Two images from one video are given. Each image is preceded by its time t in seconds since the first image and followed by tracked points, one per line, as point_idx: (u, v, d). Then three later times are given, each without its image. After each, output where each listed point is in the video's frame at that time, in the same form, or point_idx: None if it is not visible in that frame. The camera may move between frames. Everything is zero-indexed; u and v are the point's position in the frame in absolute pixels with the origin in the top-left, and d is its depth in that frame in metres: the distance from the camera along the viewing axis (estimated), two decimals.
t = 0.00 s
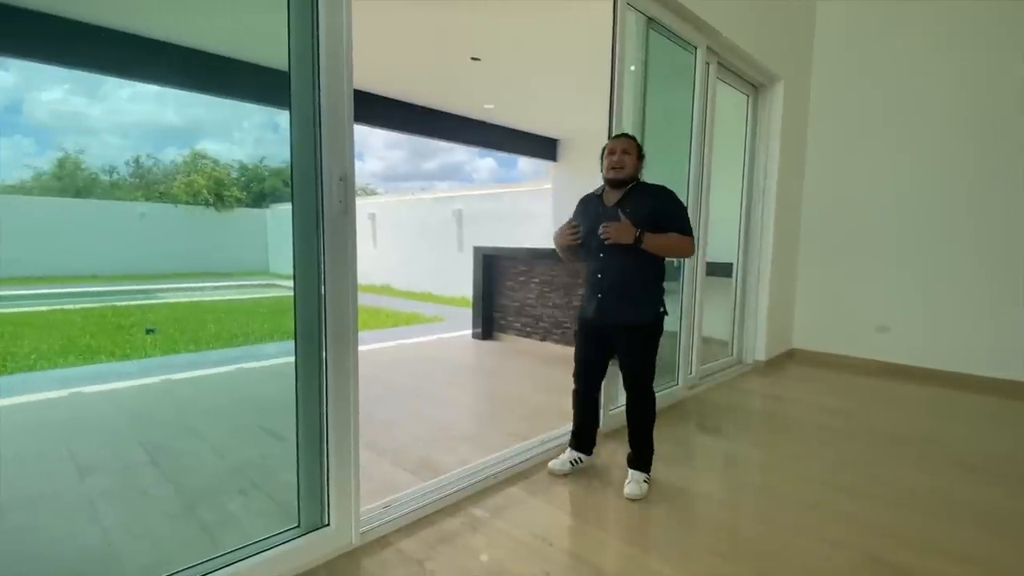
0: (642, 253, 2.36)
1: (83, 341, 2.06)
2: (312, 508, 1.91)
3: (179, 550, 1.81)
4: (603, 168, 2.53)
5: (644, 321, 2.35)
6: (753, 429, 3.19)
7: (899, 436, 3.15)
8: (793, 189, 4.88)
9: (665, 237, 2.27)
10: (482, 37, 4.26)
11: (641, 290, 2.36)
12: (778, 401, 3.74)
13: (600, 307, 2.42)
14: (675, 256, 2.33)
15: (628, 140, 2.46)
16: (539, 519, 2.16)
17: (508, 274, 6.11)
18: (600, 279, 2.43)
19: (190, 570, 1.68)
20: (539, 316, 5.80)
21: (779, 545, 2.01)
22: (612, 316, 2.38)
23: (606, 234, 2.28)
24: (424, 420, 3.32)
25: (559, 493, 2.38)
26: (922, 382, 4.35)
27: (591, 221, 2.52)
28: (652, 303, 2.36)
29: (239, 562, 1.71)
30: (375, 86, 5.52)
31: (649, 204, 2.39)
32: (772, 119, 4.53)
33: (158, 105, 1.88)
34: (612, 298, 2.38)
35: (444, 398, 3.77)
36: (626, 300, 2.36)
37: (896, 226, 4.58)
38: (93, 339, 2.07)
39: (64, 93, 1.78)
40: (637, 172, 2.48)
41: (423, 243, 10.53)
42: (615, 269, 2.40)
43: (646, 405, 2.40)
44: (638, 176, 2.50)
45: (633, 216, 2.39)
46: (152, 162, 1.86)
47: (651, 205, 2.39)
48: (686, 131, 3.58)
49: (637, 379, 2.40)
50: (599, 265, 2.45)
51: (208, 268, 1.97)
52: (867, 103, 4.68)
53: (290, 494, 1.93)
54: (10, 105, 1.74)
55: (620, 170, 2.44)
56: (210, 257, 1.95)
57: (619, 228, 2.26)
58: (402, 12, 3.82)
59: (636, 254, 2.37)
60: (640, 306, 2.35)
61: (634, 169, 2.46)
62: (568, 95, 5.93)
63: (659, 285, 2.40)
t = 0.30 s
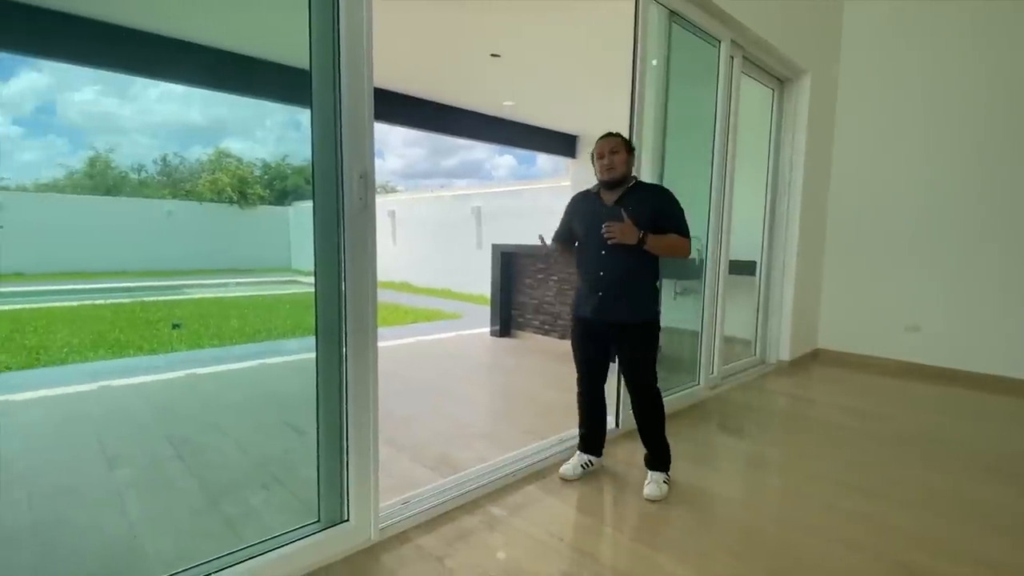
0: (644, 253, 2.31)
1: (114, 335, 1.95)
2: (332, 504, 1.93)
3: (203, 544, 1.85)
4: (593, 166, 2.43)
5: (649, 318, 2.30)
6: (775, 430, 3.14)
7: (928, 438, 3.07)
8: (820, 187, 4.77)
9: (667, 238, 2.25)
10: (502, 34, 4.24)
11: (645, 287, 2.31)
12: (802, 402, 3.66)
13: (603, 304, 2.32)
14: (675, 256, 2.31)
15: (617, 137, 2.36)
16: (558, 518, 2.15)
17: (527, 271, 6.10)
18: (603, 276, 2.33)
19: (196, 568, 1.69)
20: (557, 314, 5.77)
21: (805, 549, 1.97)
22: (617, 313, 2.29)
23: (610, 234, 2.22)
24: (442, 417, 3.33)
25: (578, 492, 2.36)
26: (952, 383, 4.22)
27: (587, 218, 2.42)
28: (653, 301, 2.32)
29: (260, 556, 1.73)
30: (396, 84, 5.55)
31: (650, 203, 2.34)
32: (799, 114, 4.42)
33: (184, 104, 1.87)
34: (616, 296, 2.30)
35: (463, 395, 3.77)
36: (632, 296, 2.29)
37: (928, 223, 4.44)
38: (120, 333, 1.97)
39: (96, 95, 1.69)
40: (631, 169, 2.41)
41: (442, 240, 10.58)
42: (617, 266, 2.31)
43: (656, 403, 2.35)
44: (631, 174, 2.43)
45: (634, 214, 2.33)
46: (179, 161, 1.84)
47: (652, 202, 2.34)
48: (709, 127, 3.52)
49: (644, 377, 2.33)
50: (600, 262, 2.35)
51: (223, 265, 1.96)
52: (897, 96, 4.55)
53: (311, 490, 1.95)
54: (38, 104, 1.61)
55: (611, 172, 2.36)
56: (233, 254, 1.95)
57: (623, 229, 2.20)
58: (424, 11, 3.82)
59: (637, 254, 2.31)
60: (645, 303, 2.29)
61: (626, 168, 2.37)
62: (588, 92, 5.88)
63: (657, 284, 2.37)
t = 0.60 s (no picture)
0: (654, 250, 2.25)
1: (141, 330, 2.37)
2: (350, 503, 1.93)
3: (224, 538, 1.85)
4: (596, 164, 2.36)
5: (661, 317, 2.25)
6: (801, 433, 3.05)
7: (964, 444, 2.94)
8: (850, 183, 4.63)
9: (678, 235, 2.20)
10: (521, 30, 4.19)
11: (655, 285, 2.25)
12: (829, 405, 3.55)
13: (616, 306, 2.25)
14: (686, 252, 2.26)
15: (619, 133, 2.29)
16: (576, 520, 2.11)
17: (547, 268, 6.06)
18: (614, 275, 2.26)
19: (203, 569, 1.66)
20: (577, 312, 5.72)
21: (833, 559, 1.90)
22: (629, 313, 2.23)
23: (622, 235, 2.15)
24: (461, 414, 3.32)
25: (597, 494, 2.33)
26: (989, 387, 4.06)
27: (594, 217, 2.33)
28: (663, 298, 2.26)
29: (278, 553, 1.73)
30: (416, 82, 5.55)
31: (658, 200, 2.27)
32: (828, 108, 4.29)
33: (214, 105, 1.96)
34: (627, 295, 2.23)
35: (482, 393, 3.76)
36: (644, 296, 2.23)
37: (964, 220, 4.26)
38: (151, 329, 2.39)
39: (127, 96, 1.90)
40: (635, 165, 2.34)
41: (462, 237, 10.59)
42: (628, 264, 2.25)
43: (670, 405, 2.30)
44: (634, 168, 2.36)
45: (644, 212, 2.26)
46: (206, 159, 1.92)
47: (661, 198, 2.28)
48: (734, 122, 3.43)
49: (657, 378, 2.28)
50: (611, 261, 2.27)
51: (269, 261, 2.12)
52: (932, 88, 4.37)
53: (329, 486, 1.96)
54: (75, 106, 1.84)
55: (613, 168, 2.29)
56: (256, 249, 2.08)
57: (636, 228, 2.14)
58: (444, 8, 3.81)
59: (649, 252, 2.25)
60: (656, 302, 2.24)
61: (630, 163, 2.31)
62: (610, 87, 5.81)
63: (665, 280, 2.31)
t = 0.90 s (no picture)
0: (664, 250, 2.19)
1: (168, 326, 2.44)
2: (363, 503, 1.93)
3: (240, 536, 1.86)
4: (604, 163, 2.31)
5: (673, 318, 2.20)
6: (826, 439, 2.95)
7: (1000, 452, 2.81)
8: (881, 179, 4.46)
9: (688, 234, 2.13)
10: (539, 26, 4.15)
11: (668, 286, 2.20)
12: (856, 409, 3.43)
13: (626, 307, 2.20)
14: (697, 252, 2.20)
15: (628, 131, 2.23)
16: (592, 525, 2.07)
17: (565, 266, 6.00)
18: (623, 276, 2.20)
19: (213, 569, 1.67)
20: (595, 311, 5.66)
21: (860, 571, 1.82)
22: (640, 313, 2.17)
23: (630, 234, 2.09)
24: (477, 414, 3.30)
25: (614, 498, 2.28)
26: None
27: (602, 216, 2.28)
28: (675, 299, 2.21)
29: (291, 552, 1.74)
30: (435, 80, 5.54)
31: (668, 198, 2.22)
32: (859, 102, 4.14)
33: (242, 103, 1.95)
34: (637, 296, 2.18)
35: (499, 392, 3.73)
36: (654, 296, 2.18)
37: (1003, 218, 4.07)
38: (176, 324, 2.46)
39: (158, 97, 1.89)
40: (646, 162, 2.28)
41: (481, 235, 10.57)
42: (638, 264, 2.19)
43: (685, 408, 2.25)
44: (644, 166, 2.30)
45: (652, 210, 2.21)
46: (231, 159, 1.93)
47: (671, 196, 2.21)
48: (759, 117, 3.33)
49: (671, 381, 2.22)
50: (620, 261, 2.22)
51: (294, 256, 2.04)
52: (970, 80, 4.19)
53: (343, 485, 1.96)
54: (108, 107, 1.79)
55: (621, 167, 2.23)
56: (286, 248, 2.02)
57: (644, 226, 2.07)
58: (462, 4, 3.77)
59: (658, 251, 2.19)
60: (668, 303, 2.18)
61: (640, 161, 2.25)
62: (631, 82, 5.71)
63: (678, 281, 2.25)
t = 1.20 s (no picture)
0: (667, 249, 2.15)
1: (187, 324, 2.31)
2: (370, 504, 1.93)
3: (251, 533, 1.87)
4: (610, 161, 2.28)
5: (678, 319, 2.15)
6: (846, 444, 2.86)
7: None
8: (907, 176, 4.32)
9: (690, 233, 2.08)
10: (552, 25, 4.12)
11: (673, 286, 2.15)
12: (877, 414, 3.33)
13: (627, 307, 2.17)
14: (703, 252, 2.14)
15: (636, 129, 2.18)
16: (601, 529, 2.04)
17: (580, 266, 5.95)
18: (626, 276, 2.18)
19: (216, 568, 1.67)
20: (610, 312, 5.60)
21: None
22: (643, 314, 2.14)
23: (630, 234, 2.07)
24: (488, 415, 3.28)
25: (624, 503, 2.24)
26: None
27: (607, 216, 2.25)
28: (681, 300, 2.16)
29: (298, 552, 1.75)
30: (450, 79, 5.53)
31: (672, 198, 2.17)
32: (884, 97, 4.02)
33: (263, 104, 1.95)
34: (639, 296, 2.15)
35: (511, 393, 3.71)
36: (656, 296, 2.14)
37: None
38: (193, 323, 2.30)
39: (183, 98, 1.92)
40: (652, 161, 2.23)
41: (496, 235, 10.56)
42: (641, 264, 2.16)
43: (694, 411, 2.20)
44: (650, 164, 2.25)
45: (656, 209, 2.17)
46: (252, 158, 1.92)
47: (677, 195, 2.16)
48: (778, 113, 3.25)
49: (678, 383, 2.18)
50: (622, 262, 2.19)
51: (314, 256, 1.94)
52: (1002, 74, 4.03)
53: (350, 484, 1.96)
54: (135, 109, 1.85)
55: (626, 166, 2.19)
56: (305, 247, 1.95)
57: (644, 226, 2.05)
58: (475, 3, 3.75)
59: (662, 252, 2.15)
60: (672, 304, 2.14)
61: (646, 159, 2.20)
62: (647, 80, 5.64)
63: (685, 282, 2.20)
